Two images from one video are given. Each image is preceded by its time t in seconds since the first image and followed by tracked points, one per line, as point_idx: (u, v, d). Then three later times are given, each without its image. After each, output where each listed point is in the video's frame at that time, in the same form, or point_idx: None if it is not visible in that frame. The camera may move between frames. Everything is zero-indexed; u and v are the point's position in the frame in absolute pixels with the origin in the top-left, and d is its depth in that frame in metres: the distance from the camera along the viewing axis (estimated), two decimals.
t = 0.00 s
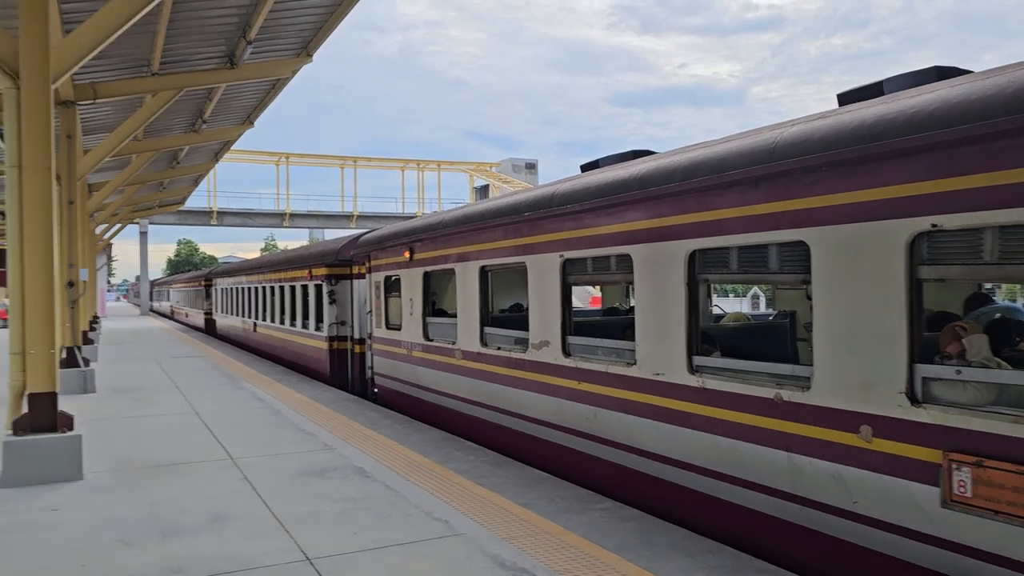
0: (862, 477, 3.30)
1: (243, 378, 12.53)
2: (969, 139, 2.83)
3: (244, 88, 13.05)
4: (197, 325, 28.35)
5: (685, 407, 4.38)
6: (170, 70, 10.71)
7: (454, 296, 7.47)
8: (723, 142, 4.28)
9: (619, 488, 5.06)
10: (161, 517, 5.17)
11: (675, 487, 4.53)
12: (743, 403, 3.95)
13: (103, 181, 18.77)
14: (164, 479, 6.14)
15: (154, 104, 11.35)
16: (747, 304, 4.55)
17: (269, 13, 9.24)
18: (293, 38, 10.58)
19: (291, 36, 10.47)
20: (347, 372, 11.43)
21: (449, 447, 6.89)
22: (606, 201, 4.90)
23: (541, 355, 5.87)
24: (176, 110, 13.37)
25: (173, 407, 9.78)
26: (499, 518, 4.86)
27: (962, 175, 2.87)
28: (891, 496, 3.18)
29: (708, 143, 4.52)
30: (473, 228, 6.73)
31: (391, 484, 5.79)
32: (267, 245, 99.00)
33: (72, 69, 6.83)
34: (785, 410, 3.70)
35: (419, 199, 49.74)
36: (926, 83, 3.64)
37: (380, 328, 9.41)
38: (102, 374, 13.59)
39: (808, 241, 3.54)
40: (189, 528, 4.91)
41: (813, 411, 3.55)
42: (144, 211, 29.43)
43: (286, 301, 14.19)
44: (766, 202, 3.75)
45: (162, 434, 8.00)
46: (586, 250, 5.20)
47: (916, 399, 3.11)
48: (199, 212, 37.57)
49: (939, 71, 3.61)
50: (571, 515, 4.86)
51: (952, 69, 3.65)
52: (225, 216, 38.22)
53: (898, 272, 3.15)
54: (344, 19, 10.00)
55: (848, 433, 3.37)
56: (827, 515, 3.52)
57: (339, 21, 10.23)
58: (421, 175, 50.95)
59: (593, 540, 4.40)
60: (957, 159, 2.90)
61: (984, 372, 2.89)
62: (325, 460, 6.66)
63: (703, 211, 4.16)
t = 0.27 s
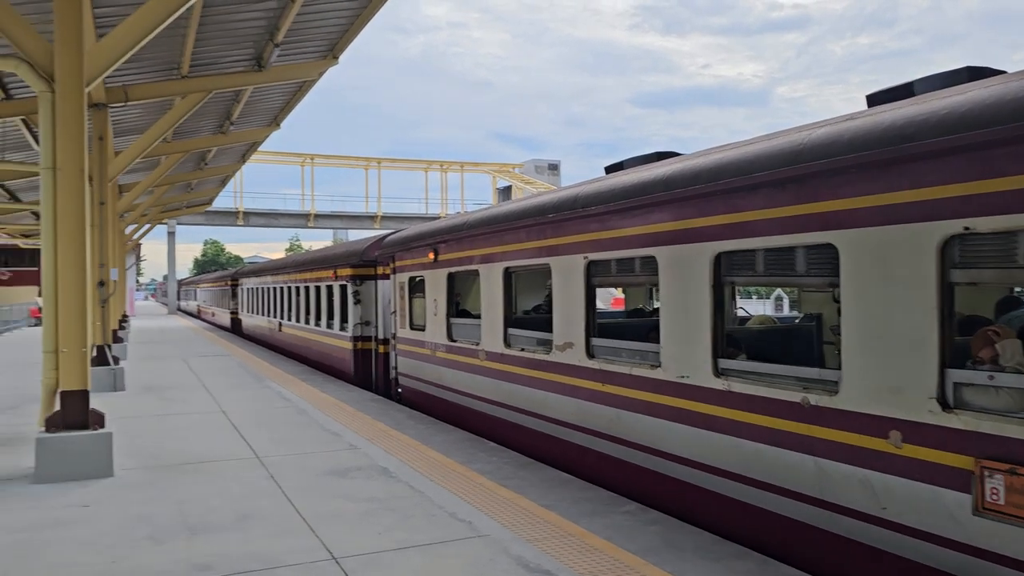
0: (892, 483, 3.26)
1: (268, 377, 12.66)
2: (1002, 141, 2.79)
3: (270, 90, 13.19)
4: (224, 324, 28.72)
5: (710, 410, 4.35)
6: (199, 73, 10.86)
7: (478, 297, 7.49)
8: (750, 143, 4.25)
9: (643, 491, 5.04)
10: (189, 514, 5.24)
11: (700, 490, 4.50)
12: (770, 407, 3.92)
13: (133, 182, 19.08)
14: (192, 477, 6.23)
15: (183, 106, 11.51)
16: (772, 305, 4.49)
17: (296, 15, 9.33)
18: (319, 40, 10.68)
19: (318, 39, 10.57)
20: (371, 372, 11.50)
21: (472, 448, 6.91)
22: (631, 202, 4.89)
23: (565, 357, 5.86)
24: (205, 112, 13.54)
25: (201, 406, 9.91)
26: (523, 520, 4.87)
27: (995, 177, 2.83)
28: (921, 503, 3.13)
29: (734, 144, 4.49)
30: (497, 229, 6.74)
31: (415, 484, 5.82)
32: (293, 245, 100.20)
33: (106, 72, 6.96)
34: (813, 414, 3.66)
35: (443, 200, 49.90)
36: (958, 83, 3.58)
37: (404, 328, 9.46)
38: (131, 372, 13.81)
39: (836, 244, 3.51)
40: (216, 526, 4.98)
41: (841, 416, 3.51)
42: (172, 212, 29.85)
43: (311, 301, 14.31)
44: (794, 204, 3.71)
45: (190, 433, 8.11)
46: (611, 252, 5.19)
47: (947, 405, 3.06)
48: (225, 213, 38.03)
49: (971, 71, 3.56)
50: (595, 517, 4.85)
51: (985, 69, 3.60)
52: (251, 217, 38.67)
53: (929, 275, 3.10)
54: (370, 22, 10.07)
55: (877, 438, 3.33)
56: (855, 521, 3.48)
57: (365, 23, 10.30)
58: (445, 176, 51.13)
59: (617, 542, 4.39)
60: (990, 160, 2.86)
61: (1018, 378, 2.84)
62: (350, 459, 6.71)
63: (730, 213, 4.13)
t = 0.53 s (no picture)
0: (911, 486, 3.23)
1: (284, 375, 12.74)
2: None
3: (288, 90, 13.27)
4: (239, 322, 28.93)
5: (727, 411, 4.33)
6: (218, 72, 10.94)
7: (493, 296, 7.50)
8: (769, 143, 4.23)
9: (658, 491, 5.03)
10: (207, 510, 5.29)
11: (716, 491, 4.49)
12: (787, 408, 3.90)
13: (151, 180, 19.26)
14: (210, 473, 6.29)
15: (202, 105, 11.60)
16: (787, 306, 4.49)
17: (314, 15, 9.38)
18: (337, 40, 10.73)
19: (335, 38, 10.62)
20: (386, 371, 11.55)
21: (487, 447, 6.92)
22: (648, 202, 4.88)
23: (580, 356, 5.86)
24: (223, 111, 13.65)
25: (217, 403, 9.99)
26: (538, 519, 4.88)
27: (1018, 178, 2.80)
28: (941, 506, 3.11)
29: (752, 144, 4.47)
30: (513, 228, 6.75)
31: (431, 482, 5.84)
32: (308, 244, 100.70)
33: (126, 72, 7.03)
34: (831, 416, 3.64)
35: (458, 199, 49.99)
36: (981, 83, 3.55)
37: (420, 327, 9.49)
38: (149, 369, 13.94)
39: (856, 245, 3.48)
40: (233, 522, 5.02)
41: (860, 418, 3.48)
42: (190, 210, 30.09)
43: (327, 299, 14.39)
44: (813, 205, 3.69)
45: (207, 429, 8.18)
46: (627, 251, 5.18)
47: (969, 408, 3.03)
48: (242, 211, 38.30)
49: (994, 71, 3.52)
50: (611, 517, 4.85)
51: (1008, 69, 3.56)
52: (267, 216, 38.92)
53: (951, 277, 3.08)
54: (387, 22, 10.10)
55: (896, 440, 3.30)
56: (873, 524, 3.45)
57: (382, 23, 10.34)
58: (460, 176, 51.22)
59: (632, 543, 4.38)
60: (1013, 161, 2.83)
61: None
62: (365, 457, 6.75)
63: (748, 213, 4.11)
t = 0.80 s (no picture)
0: (918, 487, 3.22)
1: (290, 372, 12.77)
2: None
3: (295, 87, 13.29)
4: (246, 318, 28.99)
5: (733, 411, 4.32)
6: (226, 69, 10.96)
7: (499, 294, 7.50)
8: (777, 142, 4.21)
9: (663, 490, 5.02)
10: (212, 506, 5.30)
11: (721, 491, 4.48)
12: (794, 408, 3.89)
13: (159, 177, 19.32)
14: (216, 469, 6.30)
15: (210, 102, 11.62)
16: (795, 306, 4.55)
17: (322, 13, 9.39)
18: (344, 37, 10.73)
19: (342, 35, 10.62)
20: (391, 368, 11.57)
21: (492, 445, 6.92)
22: (655, 201, 4.87)
23: (586, 355, 5.86)
24: (230, 108, 13.68)
25: (224, 399, 10.01)
26: (543, 517, 4.88)
27: None
28: (948, 507, 3.09)
29: (760, 143, 4.45)
30: (519, 226, 6.74)
31: (436, 480, 5.84)
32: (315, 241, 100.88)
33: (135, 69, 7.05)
34: (837, 416, 3.63)
35: (464, 197, 49.98)
36: (991, 82, 3.53)
37: (426, 324, 9.49)
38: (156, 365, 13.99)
39: (865, 245, 3.47)
40: (239, 518, 5.03)
41: (866, 418, 3.47)
42: (197, 206, 30.17)
43: (333, 296, 14.41)
44: (821, 204, 3.68)
45: (213, 425, 8.20)
46: (634, 250, 5.17)
47: (976, 409, 3.02)
48: (249, 208, 38.40)
49: (1004, 70, 3.50)
50: (616, 516, 4.84)
51: (1019, 68, 3.54)
52: (274, 212, 39.01)
53: (959, 277, 3.06)
54: (395, 19, 10.10)
55: (903, 441, 3.29)
56: (879, 525, 3.44)
57: (390, 20, 10.34)
58: (467, 174, 51.22)
59: (637, 542, 4.38)
60: None
61: None
62: (371, 454, 6.76)
63: (755, 212, 4.09)
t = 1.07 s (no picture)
0: (916, 487, 3.22)
1: (289, 368, 12.76)
2: None
3: (296, 83, 13.27)
4: (245, 314, 28.99)
5: (732, 411, 4.31)
6: (226, 65, 10.95)
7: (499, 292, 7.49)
8: (777, 142, 4.21)
9: (661, 490, 5.02)
10: (210, 502, 5.30)
11: (719, 490, 4.47)
12: (793, 407, 3.88)
13: (159, 172, 19.30)
14: (214, 465, 6.30)
15: (210, 97, 11.61)
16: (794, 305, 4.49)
17: (323, 9, 9.38)
18: (345, 33, 10.71)
19: (343, 32, 10.60)
20: (390, 365, 11.56)
21: (491, 443, 6.92)
22: (655, 200, 4.86)
23: (585, 353, 5.85)
24: (231, 103, 13.65)
25: (222, 395, 10.00)
26: (541, 515, 4.87)
27: None
28: (946, 508, 3.09)
29: (761, 143, 4.45)
30: (519, 224, 6.73)
31: (434, 477, 5.84)
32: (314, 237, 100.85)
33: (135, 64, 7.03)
34: (836, 417, 3.63)
35: (465, 194, 49.97)
36: (992, 83, 3.52)
37: (425, 322, 9.49)
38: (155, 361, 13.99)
39: (865, 245, 3.46)
40: (236, 514, 5.03)
41: (865, 419, 3.47)
42: (197, 202, 30.14)
43: (332, 293, 14.40)
44: (821, 204, 3.67)
45: (211, 421, 8.20)
46: (634, 249, 5.16)
47: (975, 410, 3.01)
48: (249, 204, 38.39)
49: (1006, 71, 3.49)
50: (614, 515, 4.84)
51: (1021, 69, 3.53)
52: (274, 209, 39.01)
53: (959, 278, 3.05)
54: (396, 16, 10.08)
55: (902, 442, 3.29)
56: (877, 526, 3.44)
57: (391, 17, 10.32)
58: (467, 171, 51.19)
59: (635, 540, 4.37)
60: None
61: None
62: (369, 451, 6.75)
63: (756, 212, 4.09)
